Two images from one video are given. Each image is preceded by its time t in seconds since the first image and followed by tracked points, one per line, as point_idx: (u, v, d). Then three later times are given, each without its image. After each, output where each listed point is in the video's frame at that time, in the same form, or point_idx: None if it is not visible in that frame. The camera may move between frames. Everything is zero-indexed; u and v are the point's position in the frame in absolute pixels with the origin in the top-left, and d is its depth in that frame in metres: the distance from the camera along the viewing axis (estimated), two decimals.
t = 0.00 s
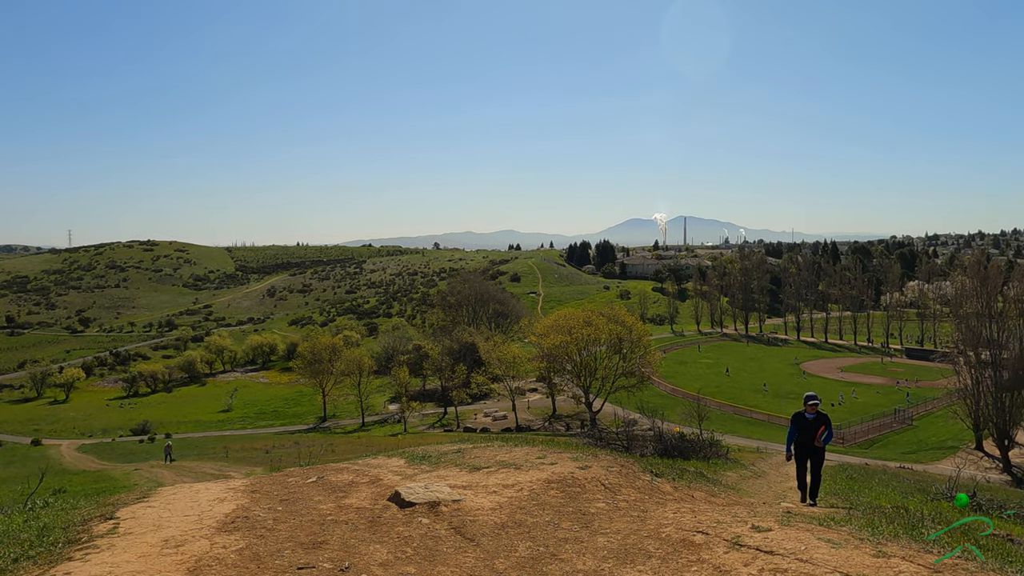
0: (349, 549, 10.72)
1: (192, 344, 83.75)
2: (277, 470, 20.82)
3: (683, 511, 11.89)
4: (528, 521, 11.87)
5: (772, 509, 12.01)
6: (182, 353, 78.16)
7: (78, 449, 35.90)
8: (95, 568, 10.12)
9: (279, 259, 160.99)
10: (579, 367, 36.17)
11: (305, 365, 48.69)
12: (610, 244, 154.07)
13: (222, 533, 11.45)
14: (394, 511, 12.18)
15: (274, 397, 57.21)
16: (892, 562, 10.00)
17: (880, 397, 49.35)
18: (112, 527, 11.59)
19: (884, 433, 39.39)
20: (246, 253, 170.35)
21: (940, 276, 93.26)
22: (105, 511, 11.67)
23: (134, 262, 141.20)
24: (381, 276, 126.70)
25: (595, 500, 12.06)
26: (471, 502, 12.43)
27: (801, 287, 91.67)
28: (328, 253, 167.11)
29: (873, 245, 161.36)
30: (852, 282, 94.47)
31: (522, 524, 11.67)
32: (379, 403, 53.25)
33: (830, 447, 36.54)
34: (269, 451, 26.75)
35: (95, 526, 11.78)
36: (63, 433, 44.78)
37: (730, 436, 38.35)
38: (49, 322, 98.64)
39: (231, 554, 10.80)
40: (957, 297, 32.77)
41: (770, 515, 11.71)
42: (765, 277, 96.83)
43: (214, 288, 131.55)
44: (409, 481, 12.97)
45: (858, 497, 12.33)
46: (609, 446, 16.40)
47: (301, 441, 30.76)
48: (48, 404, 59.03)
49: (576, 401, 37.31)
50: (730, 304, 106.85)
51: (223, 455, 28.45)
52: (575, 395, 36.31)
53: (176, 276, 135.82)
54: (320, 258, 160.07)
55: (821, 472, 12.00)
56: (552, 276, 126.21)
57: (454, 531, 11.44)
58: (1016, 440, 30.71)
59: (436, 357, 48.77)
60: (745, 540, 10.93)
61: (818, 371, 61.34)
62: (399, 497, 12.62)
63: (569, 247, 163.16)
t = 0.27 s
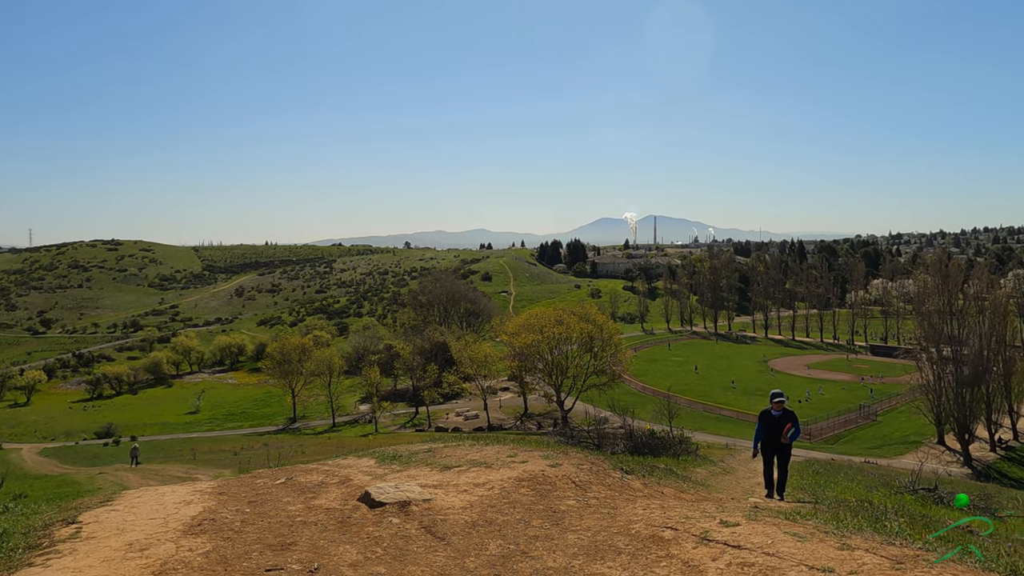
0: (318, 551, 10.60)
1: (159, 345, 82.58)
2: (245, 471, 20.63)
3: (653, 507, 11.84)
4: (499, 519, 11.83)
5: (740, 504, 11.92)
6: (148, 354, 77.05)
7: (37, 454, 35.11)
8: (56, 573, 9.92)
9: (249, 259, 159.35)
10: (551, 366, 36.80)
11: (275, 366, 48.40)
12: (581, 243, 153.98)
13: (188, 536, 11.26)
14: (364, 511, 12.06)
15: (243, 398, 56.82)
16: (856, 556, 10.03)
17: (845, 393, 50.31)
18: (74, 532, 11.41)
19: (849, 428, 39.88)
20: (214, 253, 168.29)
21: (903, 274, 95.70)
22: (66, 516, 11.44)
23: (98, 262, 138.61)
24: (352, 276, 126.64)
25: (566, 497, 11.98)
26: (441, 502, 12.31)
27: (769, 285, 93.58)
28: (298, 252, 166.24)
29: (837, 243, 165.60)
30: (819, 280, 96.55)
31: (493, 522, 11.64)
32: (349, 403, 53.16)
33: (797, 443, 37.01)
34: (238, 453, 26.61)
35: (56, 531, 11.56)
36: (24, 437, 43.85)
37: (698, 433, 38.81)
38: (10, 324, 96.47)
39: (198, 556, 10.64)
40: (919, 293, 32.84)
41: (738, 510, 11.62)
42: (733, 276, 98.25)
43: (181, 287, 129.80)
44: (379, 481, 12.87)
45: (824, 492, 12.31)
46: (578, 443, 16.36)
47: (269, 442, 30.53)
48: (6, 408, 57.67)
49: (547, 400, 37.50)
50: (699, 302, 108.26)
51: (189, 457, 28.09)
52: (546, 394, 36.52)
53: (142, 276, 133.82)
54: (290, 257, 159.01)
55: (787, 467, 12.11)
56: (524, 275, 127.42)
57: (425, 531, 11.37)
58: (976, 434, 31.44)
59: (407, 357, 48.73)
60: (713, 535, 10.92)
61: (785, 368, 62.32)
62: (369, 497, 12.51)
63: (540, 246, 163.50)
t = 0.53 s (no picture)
0: (287, 552, 10.45)
1: (125, 347, 81.26)
2: (213, 473, 20.41)
3: (624, 504, 11.75)
4: (469, 518, 11.75)
5: (709, 500, 11.84)
6: (113, 355, 75.71)
7: None
8: None
9: (218, 258, 157.41)
10: (522, 365, 36.83)
11: (244, 367, 48.01)
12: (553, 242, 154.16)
13: (154, 539, 11.05)
14: (334, 512, 11.93)
15: (211, 400, 56.30)
16: (822, 549, 10.07)
17: (812, 389, 51.17)
18: (35, 538, 11.18)
19: (817, 425, 40.50)
20: (181, 253, 165.80)
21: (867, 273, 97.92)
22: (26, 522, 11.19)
23: (60, 262, 135.55)
24: (321, 275, 126.17)
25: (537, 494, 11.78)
26: (411, 501, 12.14)
27: (739, 283, 95.34)
28: (268, 252, 164.85)
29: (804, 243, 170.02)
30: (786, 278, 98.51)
31: (465, 521, 11.56)
32: (320, 404, 52.96)
33: (766, 440, 37.39)
34: (206, 455, 26.33)
35: (16, 537, 11.29)
36: None
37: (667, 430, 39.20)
38: None
39: (164, 559, 10.45)
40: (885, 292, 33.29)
41: (707, 505, 11.54)
42: (703, 274, 99.62)
43: (147, 287, 127.69)
44: (350, 481, 12.76)
45: (792, 486, 12.29)
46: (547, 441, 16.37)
47: (238, 443, 30.25)
48: None
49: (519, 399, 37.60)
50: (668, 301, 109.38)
51: (156, 460, 27.67)
52: (518, 393, 36.65)
53: (107, 276, 131.43)
54: (259, 257, 157.52)
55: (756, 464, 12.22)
56: (495, 274, 128.47)
57: (396, 531, 11.28)
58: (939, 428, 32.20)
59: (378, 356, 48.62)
60: (682, 531, 10.90)
61: (754, 365, 63.23)
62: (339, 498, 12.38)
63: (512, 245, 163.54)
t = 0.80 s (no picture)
0: (256, 555, 10.29)
1: (89, 349, 79.78)
2: (182, 476, 20.14)
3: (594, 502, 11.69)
4: (440, 517, 11.66)
5: (678, 497, 11.82)
6: (77, 357, 74.22)
7: None
8: None
9: (185, 258, 154.99)
10: (494, 365, 36.94)
11: (213, 368, 47.57)
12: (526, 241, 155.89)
13: (118, 544, 10.80)
14: (303, 513, 11.78)
15: (179, 402, 55.74)
16: (788, 544, 10.13)
17: (780, 386, 51.95)
18: None
19: (785, 421, 41.08)
20: (148, 253, 163.01)
21: (833, 272, 100.12)
22: None
23: (21, 262, 132.16)
24: (291, 275, 125.70)
25: (508, 493, 11.67)
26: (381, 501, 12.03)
27: (709, 282, 97.06)
28: (237, 252, 163.05)
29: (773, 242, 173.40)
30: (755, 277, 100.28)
31: (435, 521, 11.45)
32: (291, 405, 52.70)
33: (735, 437, 37.77)
34: (174, 458, 26.08)
35: None
36: None
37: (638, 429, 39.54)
38: None
39: (129, 563, 10.22)
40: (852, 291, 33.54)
41: (675, 502, 11.55)
42: (674, 273, 101.12)
43: (112, 288, 125.20)
44: (319, 483, 12.63)
45: (761, 482, 12.33)
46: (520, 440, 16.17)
47: (207, 445, 30.07)
48: None
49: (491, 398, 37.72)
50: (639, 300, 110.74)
51: (122, 463, 27.27)
52: (491, 392, 36.72)
53: (70, 277, 128.71)
54: (228, 257, 155.65)
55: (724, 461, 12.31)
56: (467, 274, 129.44)
57: (366, 532, 11.14)
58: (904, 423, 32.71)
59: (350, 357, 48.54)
60: (651, 527, 10.91)
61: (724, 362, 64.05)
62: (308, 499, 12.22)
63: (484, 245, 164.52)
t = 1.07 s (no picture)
0: (223, 559, 10.08)
1: (52, 351, 78.03)
2: (148, 480, 19.89)
3: (565, 500, 11.61)
4: (410, 518, 11.49)
5: (648, 495, 11.83)
6: (38, 360, 72.50)
7: None
8: None
9: (151, 258, 152.10)
10: (467, 364, 37.05)
11: (180, 370, 46.95)
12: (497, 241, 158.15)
13: (81, 550, 10.53)
14: (271, 516, 11.58)
15: (146, 405, 55.00)
16: (753, 539, 10.19)
17: (750, 384, 52.63)
18: None
19: (754, 419, 41.64)
20: (112, 253, 159.82)
21: (800, 271, 102.52)
22: None
23: None
24: (261, 275, 124.86)
25: (478, 493, 11.57)
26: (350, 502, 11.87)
27: (680, 282, 98.47)
28: (205, 253, 160.88)
29: (741, 241, 176.62)
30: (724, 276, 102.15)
31: (405, 522, 11.32)
32: (260, 407, 52.23)
33: (704, 434, 38.13)
34: (140, 462, 25.73)
35: None
36: None
37: (608, 427, 39.83)
38: None
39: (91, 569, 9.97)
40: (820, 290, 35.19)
41: (644, 500, 11.54)
42: (644, 273, 102.58)
43: (75, 288, 122.34)
44: (288, 485, 12.48)
45: (730, 479, 12.38)
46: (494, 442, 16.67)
47: (175, 449, 29.70)
48: None
49: (463, 398, 37.85)
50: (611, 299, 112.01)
51: (87, 468, 26.79)
52: (463, 392, 36.73)
53: (31, 278, 125.56)
54: (196, 257, 153.33)
55: (693, 457, 12.38)
56: (440, 274, 129.84)
57: (335, 534, 10.99)
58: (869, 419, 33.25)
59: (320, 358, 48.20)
60: (620, 525, 10.91)
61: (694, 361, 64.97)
62: (277, 502, 12.04)
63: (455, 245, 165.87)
